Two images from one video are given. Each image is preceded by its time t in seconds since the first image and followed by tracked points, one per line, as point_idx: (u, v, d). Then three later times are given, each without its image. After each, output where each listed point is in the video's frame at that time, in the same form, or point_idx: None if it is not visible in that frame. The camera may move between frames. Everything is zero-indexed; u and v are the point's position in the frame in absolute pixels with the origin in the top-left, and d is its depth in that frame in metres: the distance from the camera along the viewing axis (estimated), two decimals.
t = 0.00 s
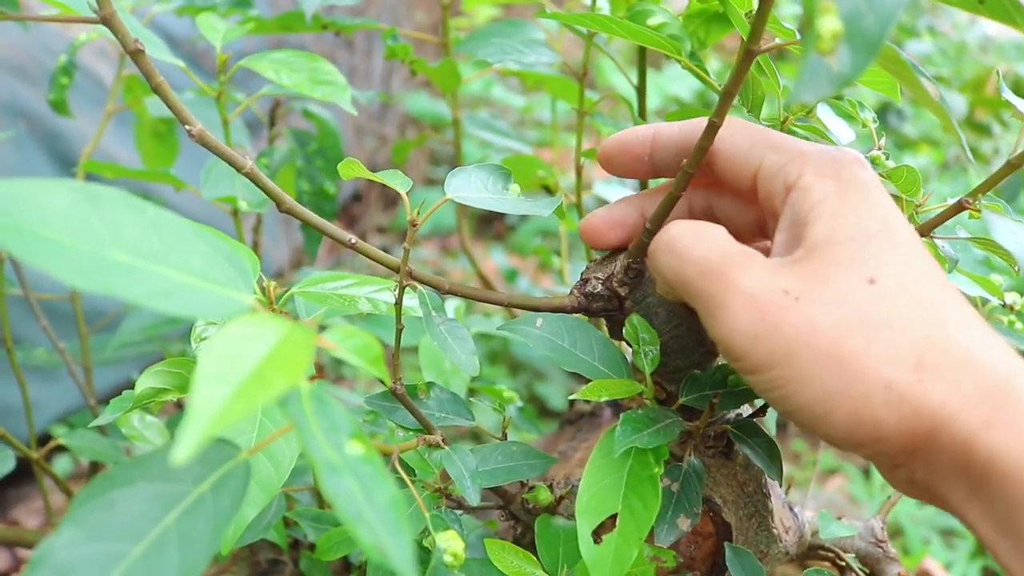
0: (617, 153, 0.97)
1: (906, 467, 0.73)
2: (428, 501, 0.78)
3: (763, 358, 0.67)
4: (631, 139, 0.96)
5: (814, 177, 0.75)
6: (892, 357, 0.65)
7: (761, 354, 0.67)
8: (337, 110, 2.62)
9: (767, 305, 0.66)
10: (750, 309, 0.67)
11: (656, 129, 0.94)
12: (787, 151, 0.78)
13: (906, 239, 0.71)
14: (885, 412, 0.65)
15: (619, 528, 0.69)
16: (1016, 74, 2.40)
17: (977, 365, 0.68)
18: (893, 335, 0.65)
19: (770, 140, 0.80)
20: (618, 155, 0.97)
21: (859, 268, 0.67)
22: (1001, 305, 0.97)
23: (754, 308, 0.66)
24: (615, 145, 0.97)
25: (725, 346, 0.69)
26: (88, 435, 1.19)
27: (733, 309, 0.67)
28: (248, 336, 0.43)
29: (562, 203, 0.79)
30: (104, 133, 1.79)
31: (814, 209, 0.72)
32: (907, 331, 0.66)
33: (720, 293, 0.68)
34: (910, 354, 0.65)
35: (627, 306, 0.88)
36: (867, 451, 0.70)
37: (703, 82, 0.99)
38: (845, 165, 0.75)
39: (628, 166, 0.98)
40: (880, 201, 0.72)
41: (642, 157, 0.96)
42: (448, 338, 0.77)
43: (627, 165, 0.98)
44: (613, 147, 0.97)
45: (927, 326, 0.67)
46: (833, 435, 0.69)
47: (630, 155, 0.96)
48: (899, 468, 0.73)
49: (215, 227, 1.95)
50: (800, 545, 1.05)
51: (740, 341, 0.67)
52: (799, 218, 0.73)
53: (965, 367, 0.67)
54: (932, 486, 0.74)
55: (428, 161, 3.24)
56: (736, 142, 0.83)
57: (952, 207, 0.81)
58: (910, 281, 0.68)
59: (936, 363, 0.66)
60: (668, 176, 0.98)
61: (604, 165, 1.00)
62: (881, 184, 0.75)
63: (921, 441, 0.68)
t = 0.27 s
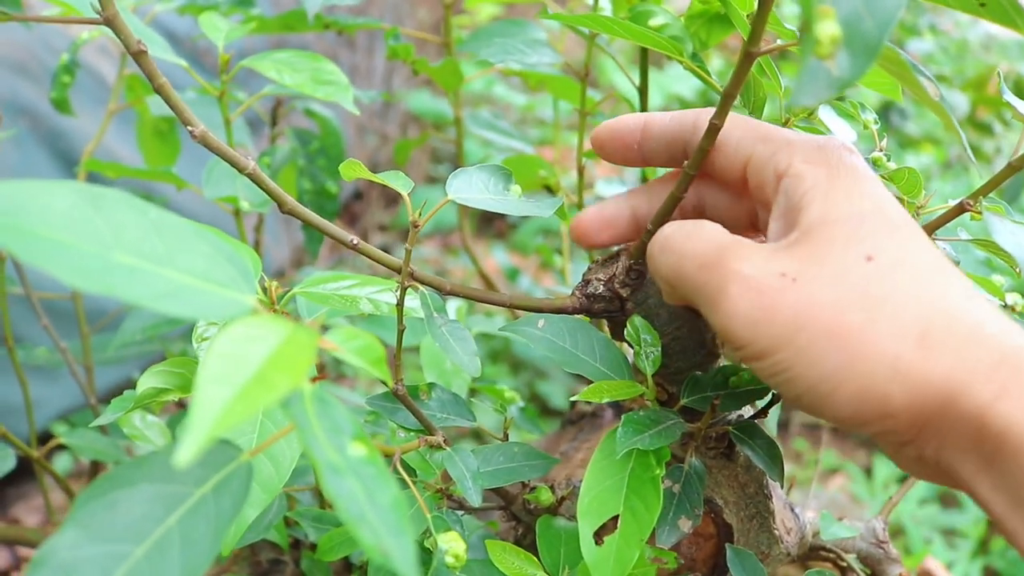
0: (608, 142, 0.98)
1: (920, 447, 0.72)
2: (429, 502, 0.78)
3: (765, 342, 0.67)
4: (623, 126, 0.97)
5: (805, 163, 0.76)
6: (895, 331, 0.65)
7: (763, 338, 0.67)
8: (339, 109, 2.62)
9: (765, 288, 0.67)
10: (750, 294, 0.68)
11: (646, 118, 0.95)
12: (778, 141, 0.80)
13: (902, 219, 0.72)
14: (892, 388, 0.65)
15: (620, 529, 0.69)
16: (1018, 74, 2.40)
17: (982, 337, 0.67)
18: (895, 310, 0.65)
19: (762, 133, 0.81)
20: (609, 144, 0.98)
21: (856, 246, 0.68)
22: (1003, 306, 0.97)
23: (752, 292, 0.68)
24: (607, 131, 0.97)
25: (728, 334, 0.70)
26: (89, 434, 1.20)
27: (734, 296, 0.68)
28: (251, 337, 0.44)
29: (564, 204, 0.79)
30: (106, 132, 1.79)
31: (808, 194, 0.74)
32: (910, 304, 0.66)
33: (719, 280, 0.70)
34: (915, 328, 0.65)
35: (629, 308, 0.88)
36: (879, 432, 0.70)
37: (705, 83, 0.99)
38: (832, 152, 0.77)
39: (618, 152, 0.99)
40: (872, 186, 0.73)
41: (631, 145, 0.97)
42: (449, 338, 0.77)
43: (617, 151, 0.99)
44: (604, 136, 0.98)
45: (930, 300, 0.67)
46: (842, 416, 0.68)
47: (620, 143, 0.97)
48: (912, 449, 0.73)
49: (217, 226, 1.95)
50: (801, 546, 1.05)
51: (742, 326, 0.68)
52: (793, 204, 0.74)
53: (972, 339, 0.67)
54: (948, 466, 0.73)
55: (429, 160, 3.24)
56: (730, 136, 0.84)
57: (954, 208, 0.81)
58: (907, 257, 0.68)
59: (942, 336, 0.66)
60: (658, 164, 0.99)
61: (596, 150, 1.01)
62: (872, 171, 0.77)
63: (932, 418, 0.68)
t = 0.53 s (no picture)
0: (609, 145, 1.01)
1: (929, 434, 0.72)
2: (429, 503, 0.77)
3: (768, 339, 0.70)
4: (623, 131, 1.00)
5: (800, 160, 0.78)
6: (892, 320, 0.67)
7: (765, 336, 0.70)
8: (337, 110, 2.62)
9: (763, 287, 0.70)
10: (749, 295, 0.71)
11: (645, 122, 0.97)
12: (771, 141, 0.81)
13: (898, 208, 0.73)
14: (894, 375, 0.67)
15: (621, 529, 0.68)
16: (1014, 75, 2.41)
17: (983, 319, 0.68)
18: (891, 299, 0.67)
19: (754, 128, 0.83)
20: (610, 147, 1.01)
21: (850, 238, 0.70)
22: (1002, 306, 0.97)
23: (752, 292, 0.70)
24: (607, 136, 1.00)
25: (732, 333, 0.73)
26: (88, 434, 1.19)
27: (734, 296, 0.71)
28: (252, 337, 0.43)
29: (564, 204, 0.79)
30: (105, 132, 1.79)
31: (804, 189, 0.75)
32: (906, 292, 0.67)
33: (720, 282, 0.73)
34: (912, 314, 0.67)
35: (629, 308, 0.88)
36: (886, 421, 0.71)
37: (705, 83, 0.99)
38: (829, 148, 0.78)
39: (618, 156, 1.02)
40: (866, 177, 0.75)
41: (631, 148, 1.00)
42: (450, 338, 0.77)
43: (618, 156, 1.01)
44: (605, 140, 1.01)
45: (926, 286, 0.68)
46: (848, 407, 0.70)
47: (621, 147, 1.00)
48: (923, 437, 0.73)
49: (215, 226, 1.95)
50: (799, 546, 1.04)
51: (743, 325, 0.71)
52: (790, 201, 0.76)
53: (972, 322, 0.68)
54: (962, 453, 0.73)
55: (427, 161, 3.24)
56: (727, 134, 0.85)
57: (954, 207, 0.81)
58: (902, 246, 0.70)
59: (940, 321, 0.67)
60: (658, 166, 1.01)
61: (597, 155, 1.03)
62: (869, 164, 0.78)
63: (937, 404, 0.68)
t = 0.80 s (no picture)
0: (606, 160, 1.01)
1: (911, 431, 0.72)
2: (428, 503, 0.77)
3: (739, 348, 0.72)
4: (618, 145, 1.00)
5: (773, 160, 0.79)
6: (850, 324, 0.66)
7: (736, 344, 0.72)
8: (338, 111, 2.62)
9: (730, 297, 0.72)
10: (718, 304, 0.73)
11: (636, 136, 0.96)
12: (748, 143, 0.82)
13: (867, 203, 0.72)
14: (857, 380, 0.67)
15: (620, 529, 0.68)
16: (1016, 74, 2.40)
17: (949, 313, 0.66)
18: (850, 300, 0.67)
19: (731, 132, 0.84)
20: (607, 163, 1.01)
21: (811, 240, 0.70)
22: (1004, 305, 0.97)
23: (720, 302, 0.73)
24: (605, 152, 1.01)
25: (709, 341, 0.75)
26: (87, 436, 1.19)
27: (704, 306, 0.74)
28: (247, 336, 0.43)
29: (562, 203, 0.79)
30: (105, 134, 1.79)
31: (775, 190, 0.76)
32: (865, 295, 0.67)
33: (692, 291, 0.75)
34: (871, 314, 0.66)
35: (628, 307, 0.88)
36: (862, 420, 0.71)
37: (704, 82, 0.99)
38: (808, 142, 0.78)
39: (617, 172, 1.02)
40: (837, 173, 0.74)
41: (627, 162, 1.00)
42: (448, 338, 0.77)
43: (616, 170, 1.02)
44: (603, 155, 1.01)
45: (886, 285, 0.67)
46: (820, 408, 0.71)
47: (617, 162, 1.00)
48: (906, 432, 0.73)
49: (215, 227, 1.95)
50: (800, 545, 1.04)
51: (715, 334, 0.73)
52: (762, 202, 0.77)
53: (936, 317, 0.66)
54: (943, 450, 0.72)
55: (428, 162, 3.24)
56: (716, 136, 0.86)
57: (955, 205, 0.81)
58: (866, 243, 0.69)
59: (901, 319, 0.66)
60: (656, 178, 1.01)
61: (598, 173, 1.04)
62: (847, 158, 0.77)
63: (905, 401, 0.68)
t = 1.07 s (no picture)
0: (599, 146, 1.01)
1: (890, 423, 0.70)
2: (424, 504, 0.77)
3: (720, 333, 0.73)
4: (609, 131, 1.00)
5: (761, 143, 0.77)
6: (823, 312, 0.66)
7: (717, 330, 0.73)
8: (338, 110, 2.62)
9: (711, 284, 0.73)
10: (700, 290, 0.74)
11: (627, 120, 0.96)
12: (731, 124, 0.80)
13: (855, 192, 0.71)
14: (830, 368, 0.67)
15: (615, 530, 0.68)
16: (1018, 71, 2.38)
17: (931, 305, 0.65)
18: (830, 291, 0.66)
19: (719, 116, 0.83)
20: (599, 150, 1.01)
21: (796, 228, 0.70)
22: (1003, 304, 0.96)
23: (701, 289, 0.74)
24: (595, 138, 1.00)
25: (692, 327, 0.76)
26: (86, 437, 1.19)
27: (686, 292, 0.74)
28: (236, 340, 0.43)
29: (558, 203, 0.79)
30: (105, 134, 1.79)
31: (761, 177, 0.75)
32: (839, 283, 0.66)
33: (676, 278, 0.75)
34: (849, 304, 0.66)
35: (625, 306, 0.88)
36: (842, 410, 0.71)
37: (701, 81, 0.98)
38: (797, 127, 0.77)
39: (609, 158, 1.01)
40: (824, 159, 0.74)
41: (618, 147, 1.00)
42: (444, 339, 0.77)
43: (608, 156, 1.01)
44: (594, 141, 1.01)
45: (867, 275, 0.66)
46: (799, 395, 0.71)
47: (608, 147, 0.99)
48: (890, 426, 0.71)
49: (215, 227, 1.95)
50: (801, 546, 1.04)
51: (697, 320, 0.74)
52: (749, 188, 0.76)
53: (916, 310, 0.65)
54: (921, 444, 0.70)
55: (429, 161, 3.24)
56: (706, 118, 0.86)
57: (952, 205, 0.81)
58: (850, 232, 0.68)
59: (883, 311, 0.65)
60: (649, 162, 1.00)
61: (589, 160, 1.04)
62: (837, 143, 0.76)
63: (882, 394, 0.67)
